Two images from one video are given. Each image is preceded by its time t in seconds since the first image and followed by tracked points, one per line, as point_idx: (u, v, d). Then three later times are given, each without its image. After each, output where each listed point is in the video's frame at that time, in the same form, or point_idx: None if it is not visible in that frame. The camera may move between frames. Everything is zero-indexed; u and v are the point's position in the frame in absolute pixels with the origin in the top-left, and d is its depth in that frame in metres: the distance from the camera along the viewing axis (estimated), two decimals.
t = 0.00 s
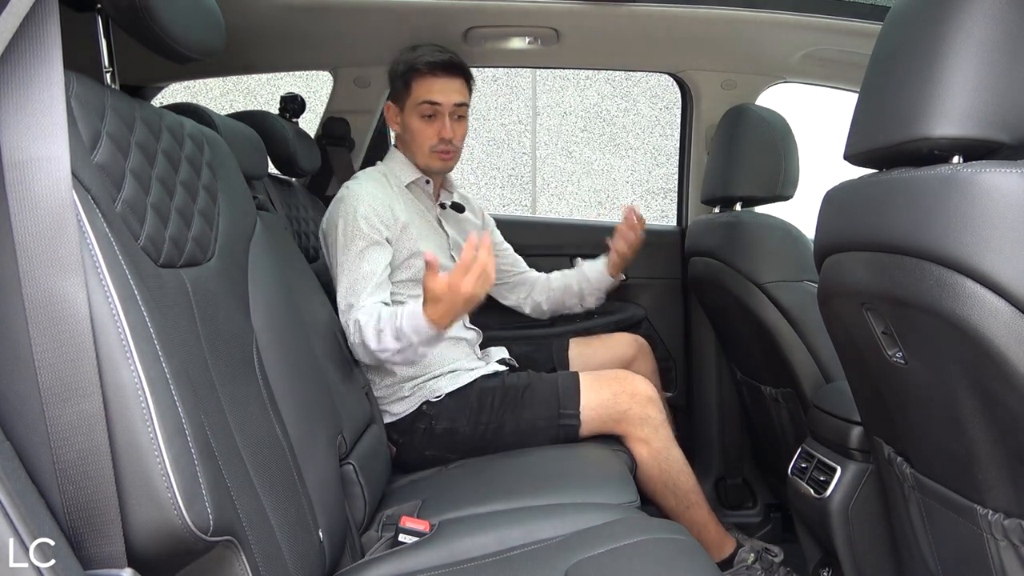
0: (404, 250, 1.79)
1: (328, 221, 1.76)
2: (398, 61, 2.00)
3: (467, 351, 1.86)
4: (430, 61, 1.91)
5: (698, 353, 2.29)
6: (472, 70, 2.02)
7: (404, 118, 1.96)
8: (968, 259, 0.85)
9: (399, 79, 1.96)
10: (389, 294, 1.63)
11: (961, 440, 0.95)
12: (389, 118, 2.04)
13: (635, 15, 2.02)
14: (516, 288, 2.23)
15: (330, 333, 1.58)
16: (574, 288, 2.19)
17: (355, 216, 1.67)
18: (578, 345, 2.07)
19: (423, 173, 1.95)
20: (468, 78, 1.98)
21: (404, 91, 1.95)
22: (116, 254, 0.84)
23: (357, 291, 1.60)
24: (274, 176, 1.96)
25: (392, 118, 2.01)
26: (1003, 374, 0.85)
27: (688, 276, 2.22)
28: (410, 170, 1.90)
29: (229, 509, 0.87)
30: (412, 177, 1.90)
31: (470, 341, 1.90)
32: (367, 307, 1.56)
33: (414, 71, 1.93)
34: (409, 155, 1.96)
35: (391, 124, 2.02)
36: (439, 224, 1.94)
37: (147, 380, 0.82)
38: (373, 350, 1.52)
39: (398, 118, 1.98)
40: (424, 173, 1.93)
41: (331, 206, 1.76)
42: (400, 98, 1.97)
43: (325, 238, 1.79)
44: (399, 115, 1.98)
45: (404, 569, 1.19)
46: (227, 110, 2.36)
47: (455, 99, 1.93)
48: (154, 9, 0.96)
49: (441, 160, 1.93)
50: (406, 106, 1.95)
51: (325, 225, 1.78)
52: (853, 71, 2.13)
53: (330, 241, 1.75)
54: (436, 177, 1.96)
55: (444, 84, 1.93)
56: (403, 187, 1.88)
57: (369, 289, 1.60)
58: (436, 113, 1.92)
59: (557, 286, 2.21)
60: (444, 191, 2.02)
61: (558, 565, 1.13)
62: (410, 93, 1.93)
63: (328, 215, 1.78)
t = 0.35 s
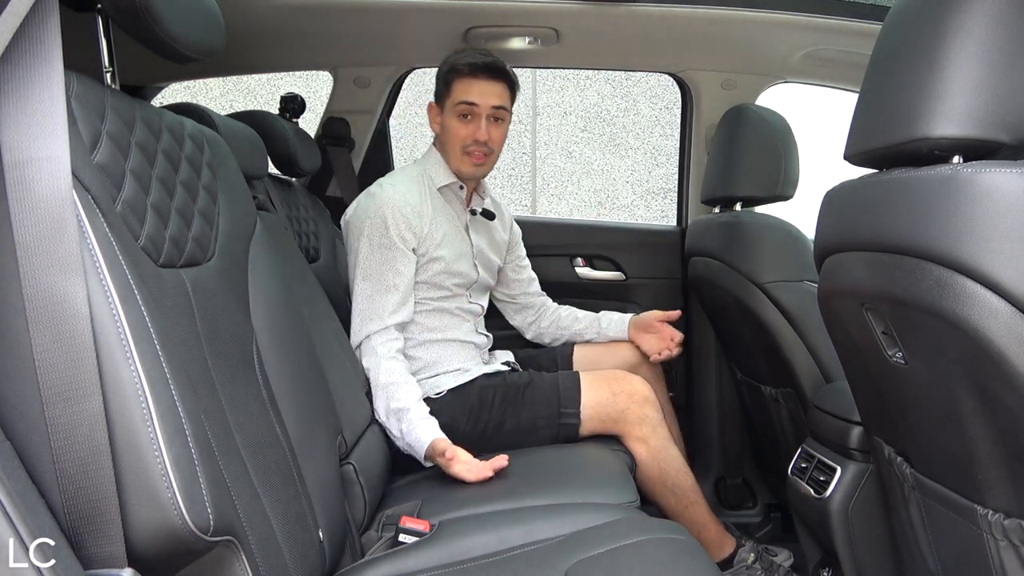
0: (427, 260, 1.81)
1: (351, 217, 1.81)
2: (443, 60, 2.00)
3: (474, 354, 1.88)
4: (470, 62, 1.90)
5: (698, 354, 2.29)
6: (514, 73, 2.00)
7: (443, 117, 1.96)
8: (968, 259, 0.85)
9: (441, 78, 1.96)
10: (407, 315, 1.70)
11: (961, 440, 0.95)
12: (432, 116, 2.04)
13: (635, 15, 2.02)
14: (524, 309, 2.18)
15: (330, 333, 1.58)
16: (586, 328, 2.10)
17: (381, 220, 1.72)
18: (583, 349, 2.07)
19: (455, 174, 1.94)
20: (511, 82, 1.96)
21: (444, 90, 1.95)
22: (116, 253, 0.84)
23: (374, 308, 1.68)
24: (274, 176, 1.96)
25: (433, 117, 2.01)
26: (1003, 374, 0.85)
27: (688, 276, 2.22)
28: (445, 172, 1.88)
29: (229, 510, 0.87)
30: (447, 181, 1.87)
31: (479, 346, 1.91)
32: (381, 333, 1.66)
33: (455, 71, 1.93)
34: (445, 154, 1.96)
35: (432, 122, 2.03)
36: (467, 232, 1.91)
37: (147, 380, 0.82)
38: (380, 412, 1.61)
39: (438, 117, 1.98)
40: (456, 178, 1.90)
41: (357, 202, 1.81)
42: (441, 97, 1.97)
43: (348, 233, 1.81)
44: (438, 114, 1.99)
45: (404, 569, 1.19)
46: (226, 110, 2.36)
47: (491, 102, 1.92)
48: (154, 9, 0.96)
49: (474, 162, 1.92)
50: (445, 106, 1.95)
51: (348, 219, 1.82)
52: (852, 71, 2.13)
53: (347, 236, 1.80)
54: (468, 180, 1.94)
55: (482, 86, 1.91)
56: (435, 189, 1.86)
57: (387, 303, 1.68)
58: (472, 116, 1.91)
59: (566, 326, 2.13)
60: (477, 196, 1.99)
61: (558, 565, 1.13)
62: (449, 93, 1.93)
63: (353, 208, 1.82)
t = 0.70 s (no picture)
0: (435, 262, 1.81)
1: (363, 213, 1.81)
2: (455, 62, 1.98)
3: (475, 355, 1.88)
4: (481, 65, 1.88)
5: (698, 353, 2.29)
6: (525, 74, 1.98)
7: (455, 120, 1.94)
8: (968, 259, 0.85)
9: (453, 80, 1.94)
10: (411, 315, 1.70)
11: (961, 440, 0.95)
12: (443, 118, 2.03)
13: (635, 15, 2.02)
14: (524, 314, 2.18)
15: (331, 333, 1.58)
16: (586, 330, 2.10)
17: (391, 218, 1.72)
18: (583, 349, 2.07)
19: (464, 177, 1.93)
20: (523, 85, 1.94)
21: (456, 93, 1.93)
22: (116, 253, 0.84)
23: (380, 304, 1.67)
24: (274, 176, 1.96)
25: (444, 118, 2.00)
26: (1002, 374, 0.85)
27: (688, 276, 2.22)
28: (456, 172, 1.86)
29: (229, 509, 0.87)
30: (457, 181, 1.86)
31: (480, 347, 1.91)
32: (384, 329, 1.65)
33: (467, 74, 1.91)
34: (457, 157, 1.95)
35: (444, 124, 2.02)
36: (474, 234, 1.91)
37: (147, 380, 0.82)
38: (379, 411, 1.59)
39: (450, 119, 1.97)
40: (467, 180, 1.88)
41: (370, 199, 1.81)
42: (452, 99, 1.95)
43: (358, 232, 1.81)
44: (450, 117, 1.97)
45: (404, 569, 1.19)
46: (226, 109, 2.36)
47: (502, 105, 1.90)
48: (154, 9, 0.96)
49: (484, 166, 1.90)
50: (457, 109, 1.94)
51: (358, 215, 1.83)
52: (852, 71, 2.13)
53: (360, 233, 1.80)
54: (478, 183, 1.93)
55: (494, 90, 1.90)
56: (445, 188, 1.85)
57: (393, 300, 1.68)
58: (484, 120, 1.90)
59: (566, 329, 2.13)
60: (487, 197, 1.97)
61: (558, 565, 1.13)
62: (460, 96, 1.92)
63: (365, 203, 1.83)
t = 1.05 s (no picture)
0: (425, 264, 1.80)
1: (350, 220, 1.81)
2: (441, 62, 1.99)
3: (473, 355, 1.89)
4: (462, 62, 1.88)
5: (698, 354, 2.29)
6: (514, 71, 1.97)
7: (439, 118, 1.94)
8: (968, 259, 0.85)
9: (437, 79, 1.95)
10: (404, 318, 1.70)
11: (961, 440, 0.95)
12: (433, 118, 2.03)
13: (635, 15, 2.02)
14: (524, 312, 2.18)
15: (331, 333, 1.58)
16: (585, 330, 2.10)
17: (377, 223, 1.72)
18: (583, 350, 2.08)
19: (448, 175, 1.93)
20: (507, 82, 1.93)
21: (440, 91, 1.93)
22: (116, 253, 0.84)
23: (373, 310, 1.67)
24: (275, 176, 1.96)
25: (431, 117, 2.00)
26: (1003, 374, 0.85)
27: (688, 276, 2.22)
28: (444, 172, 1.86)
29: (229, 509, 0.87)
30: (446, 182, 1.86)
31: (478, 347, 1.92)
32: (378, 334, 1.65)
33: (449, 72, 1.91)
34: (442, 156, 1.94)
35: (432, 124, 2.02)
36: (465, 233, 1.90)
37: (147, 380, 0.82)
38: (390, 407, 1.61)
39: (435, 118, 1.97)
40: (454, 178, 1.88)
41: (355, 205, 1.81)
42: (437, 98, 1.95)
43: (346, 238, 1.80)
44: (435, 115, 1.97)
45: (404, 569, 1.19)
46: (226, 110, 2.37)
47: (484, 102, 1.89)
48: (154, 9, 0.96)
49: (466, 163, 1.90)
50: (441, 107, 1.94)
51: (347, 221, 1.83)
52: (852, 71, 2.13)
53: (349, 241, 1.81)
54: (465, 181, 1.92)
55: (475, 87, 1.89)
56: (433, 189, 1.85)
57: (386, 304, 1.68)
58: (465, 116, 1.89)
59: (566, 328, 2.13)
60: (477, 197, 1.98)
61: (558, 565, 1.13)
62: (444, 93, 1.92)
63: (352, 209, 1.83)
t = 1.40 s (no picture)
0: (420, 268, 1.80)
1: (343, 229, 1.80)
2: (445, 55, 1.93)
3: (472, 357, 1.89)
4: (495, 69, 1.89)
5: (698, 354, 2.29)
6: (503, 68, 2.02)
7: (454, 116, 1.91)
8: (968, 259, 0.85)
9: (452, 75, 1.90)
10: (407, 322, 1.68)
11: (961, 440, 0.95)
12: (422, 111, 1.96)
13: (635, 15, 2.02)
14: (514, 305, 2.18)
15: (331, 333, 1.58)
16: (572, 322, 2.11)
17: (372, 229, 1.70)
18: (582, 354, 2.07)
19: (460, 174, 1.93)
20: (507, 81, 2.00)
21: (458, 89, 1.90)
22: (116, 253, 0.84)
23: (375, 318, 1.65)
24: (275, 176, 1.96)
25: (431, 112, 1.93)
26: (1003, 374, 0.85)
27: (688, 276, 2.22)
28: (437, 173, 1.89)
29: (229, 509, 0.87)
30: (438, 183, 1.88)
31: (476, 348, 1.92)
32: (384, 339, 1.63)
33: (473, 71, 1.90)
34: (451, 154, 1.91)
35: (425, 117, 1.94)
36: (457, 232, 1.92)
37: (147, 380, 0.82)
38: (422, 380, 1.60)
39: (442, 114, 1.91)
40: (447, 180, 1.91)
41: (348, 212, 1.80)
42: (450, 95, 1.91)
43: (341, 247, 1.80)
44: (442, 111, 1.92)
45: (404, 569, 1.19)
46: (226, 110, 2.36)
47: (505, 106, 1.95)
48: (154, 9, 0.96)
49: (484, 165, 1.95)
50: (457, 105, 1.91)
51: (339, 231, 1.81)
52: (852, 71, 2.13)
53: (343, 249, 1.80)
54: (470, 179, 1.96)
55: (499, 92, 1.93)
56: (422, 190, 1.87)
57: (388, 310, 1.66)
58: (490, 119, 1.92)
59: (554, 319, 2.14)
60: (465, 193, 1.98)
61: (558, 565, 1.13)
62: (467, 93, 1.89)
63: (344, 215, 1.82)
